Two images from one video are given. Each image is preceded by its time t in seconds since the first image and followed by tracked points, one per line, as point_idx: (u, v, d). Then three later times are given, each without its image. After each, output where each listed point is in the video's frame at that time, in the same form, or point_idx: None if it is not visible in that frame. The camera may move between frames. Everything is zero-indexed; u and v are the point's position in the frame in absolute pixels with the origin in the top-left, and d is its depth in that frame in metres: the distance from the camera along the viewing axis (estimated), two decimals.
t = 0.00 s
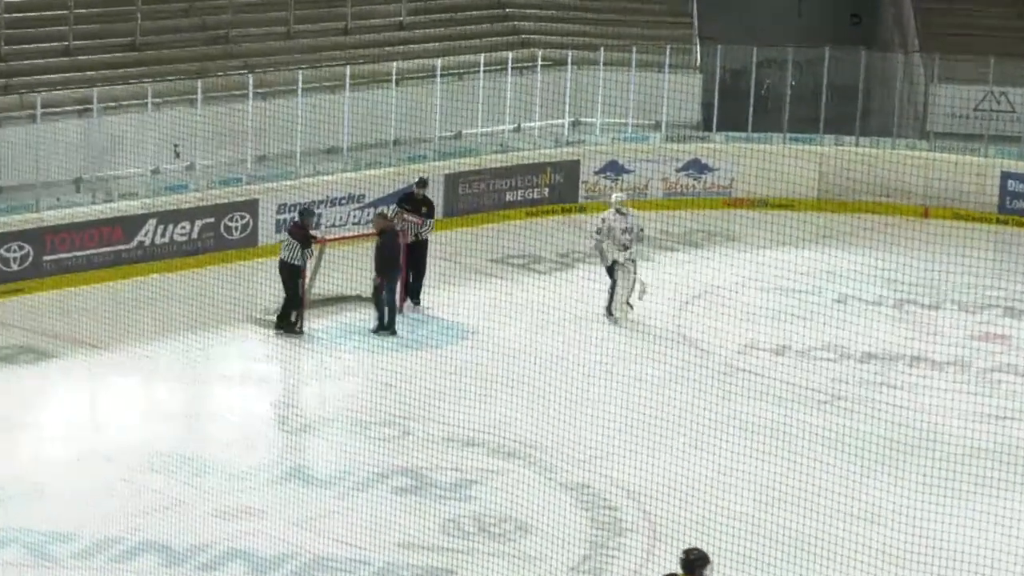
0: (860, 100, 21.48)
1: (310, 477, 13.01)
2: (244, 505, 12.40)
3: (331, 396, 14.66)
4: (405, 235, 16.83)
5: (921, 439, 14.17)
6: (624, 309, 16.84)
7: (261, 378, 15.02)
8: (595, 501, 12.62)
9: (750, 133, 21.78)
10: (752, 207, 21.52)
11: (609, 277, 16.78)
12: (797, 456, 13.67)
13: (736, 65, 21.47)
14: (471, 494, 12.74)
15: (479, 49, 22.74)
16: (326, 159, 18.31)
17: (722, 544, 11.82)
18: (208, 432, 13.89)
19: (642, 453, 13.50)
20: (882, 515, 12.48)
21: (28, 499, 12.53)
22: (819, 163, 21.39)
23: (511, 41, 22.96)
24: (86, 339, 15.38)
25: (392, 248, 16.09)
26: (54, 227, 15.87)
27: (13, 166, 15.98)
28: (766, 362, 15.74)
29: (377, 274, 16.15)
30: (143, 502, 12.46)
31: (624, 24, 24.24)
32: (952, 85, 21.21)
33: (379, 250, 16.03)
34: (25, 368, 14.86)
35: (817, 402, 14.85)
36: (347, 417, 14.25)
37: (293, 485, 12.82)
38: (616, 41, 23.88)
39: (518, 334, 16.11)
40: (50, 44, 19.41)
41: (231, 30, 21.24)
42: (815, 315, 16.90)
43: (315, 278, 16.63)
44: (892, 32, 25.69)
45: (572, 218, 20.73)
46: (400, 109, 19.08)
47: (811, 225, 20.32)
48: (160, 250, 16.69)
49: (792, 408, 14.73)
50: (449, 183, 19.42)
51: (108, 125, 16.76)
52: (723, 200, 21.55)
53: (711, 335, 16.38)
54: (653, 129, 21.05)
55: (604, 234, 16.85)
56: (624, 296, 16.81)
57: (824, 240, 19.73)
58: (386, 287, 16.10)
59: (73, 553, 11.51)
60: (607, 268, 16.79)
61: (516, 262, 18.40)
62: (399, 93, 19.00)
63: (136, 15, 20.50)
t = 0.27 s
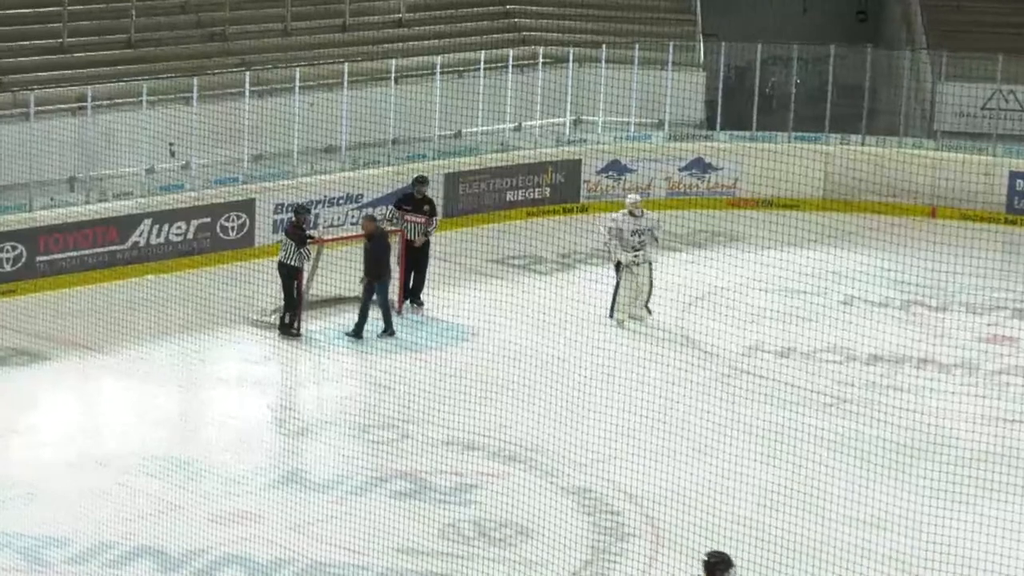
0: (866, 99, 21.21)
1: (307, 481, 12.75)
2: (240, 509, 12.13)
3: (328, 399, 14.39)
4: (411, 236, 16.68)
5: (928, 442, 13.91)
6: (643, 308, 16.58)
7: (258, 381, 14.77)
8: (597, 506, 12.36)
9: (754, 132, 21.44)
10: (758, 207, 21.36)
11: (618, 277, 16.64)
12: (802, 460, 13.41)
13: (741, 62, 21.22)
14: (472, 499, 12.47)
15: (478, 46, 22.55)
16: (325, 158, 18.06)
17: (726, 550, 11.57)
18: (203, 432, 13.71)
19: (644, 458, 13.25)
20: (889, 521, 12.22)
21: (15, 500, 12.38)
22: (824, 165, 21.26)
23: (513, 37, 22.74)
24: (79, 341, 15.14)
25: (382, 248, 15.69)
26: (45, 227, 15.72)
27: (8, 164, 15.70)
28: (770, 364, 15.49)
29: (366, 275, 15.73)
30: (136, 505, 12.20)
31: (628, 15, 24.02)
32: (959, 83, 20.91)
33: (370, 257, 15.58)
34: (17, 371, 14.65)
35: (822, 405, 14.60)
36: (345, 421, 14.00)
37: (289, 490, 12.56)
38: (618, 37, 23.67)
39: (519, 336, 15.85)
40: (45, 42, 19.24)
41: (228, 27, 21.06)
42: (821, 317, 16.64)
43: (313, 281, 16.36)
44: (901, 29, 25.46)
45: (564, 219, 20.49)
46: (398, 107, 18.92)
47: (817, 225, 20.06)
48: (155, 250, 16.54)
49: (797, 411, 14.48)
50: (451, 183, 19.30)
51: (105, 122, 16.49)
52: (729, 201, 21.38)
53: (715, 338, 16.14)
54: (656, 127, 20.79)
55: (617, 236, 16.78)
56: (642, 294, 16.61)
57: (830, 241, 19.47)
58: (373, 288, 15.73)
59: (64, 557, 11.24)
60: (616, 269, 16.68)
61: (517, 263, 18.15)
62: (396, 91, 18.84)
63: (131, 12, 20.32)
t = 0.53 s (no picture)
0: (874, 98, 20.94)
1: (304, 487, 12.46)
2: (235, 515, 11.84)
3: (325, 404, 14.11)
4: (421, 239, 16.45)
5: (937, 448, 13.62)
6: (660, 318, 16.28)
7: (255, 385, 14.46)
8: (599, 512, 12.08)
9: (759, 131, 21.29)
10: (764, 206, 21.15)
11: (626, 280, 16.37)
12: (808, 465, 13.13)
13: (745, 60, 21.12)
14: (473, 505, 12.17)
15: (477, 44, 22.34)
16: (323, 157, 17.79)
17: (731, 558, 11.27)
18: (200, 438, 13.37)
19: (647, 462, 12.96)
20: (897, 528, 11.93)
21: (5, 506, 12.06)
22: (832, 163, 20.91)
23: (513, 35, 22.52)
24: (72, 343, 14.86)
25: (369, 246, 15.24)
26: (39, 228, 15.44)
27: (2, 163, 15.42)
28: (777, 368, 15.21)
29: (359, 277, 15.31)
30: (130, 510, 11.91)
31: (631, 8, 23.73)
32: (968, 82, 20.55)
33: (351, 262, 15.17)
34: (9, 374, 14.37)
35: (828, 409, 14.32)
36: (342, 425, 13.71)
37: (285, 496, 12.27)
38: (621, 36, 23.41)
39: (520, 338, 15.56)
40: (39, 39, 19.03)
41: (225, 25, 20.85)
42: (828, 320, 16.37)
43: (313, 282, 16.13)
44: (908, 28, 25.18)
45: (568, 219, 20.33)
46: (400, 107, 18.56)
47: (823, 227, 19.78)
48: (150, 251, 16.27)
49: (804, 415, 14.19)
50: (452, 182, 19.12)
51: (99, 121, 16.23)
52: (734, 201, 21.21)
53: (720, 341, 15.87)
54: (661, 127, 20.57)
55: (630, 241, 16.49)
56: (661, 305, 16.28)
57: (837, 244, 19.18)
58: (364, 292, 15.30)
59: (57, 564, 10.94)
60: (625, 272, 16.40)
61: (519, 265, 17.87)
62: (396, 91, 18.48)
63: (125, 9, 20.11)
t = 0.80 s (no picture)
0: (881, 96, 20.70)
1: (304, 491, 12.30)
2: (235, 519, 11.68)
3: (325, 406, 13.96)
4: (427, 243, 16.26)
5: (944, 450, 13.47)
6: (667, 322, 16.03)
7: (253, 387, 14.33)
8: (603, 515, 11.93)
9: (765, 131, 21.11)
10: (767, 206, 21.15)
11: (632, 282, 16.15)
12: (813, 467, 12.97)
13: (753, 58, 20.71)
14: (476, 508, 12.01)
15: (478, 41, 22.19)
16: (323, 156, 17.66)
17: (735, 561, 11.13)
18: (199, 440, 13.23)
19: (650, 463, 12.81)
20: (904, 531, 11.78)
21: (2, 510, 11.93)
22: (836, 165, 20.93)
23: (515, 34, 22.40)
24: (68, 345, 14.71)
25: (365, 247, 14.85)
26: (38, 229, 15.32)
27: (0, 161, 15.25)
28: (781, 369, 15.06)
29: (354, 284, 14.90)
30: (129, 514, 11.74)
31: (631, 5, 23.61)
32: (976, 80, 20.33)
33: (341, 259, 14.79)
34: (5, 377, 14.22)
35: (833, 411, 14.17)
36: (342, 427, 13.56)
37: (285, 500, 12.11)
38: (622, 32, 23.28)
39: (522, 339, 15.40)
40: (36, 38, 18.89)
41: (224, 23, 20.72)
42: (832, 322, 16.23)
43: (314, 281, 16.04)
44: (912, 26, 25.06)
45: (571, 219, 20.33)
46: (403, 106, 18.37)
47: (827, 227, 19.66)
48: (147, 252, 16.22)
49: (808, 417, 14.04)
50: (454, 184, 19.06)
51: (97, 120, 16.09)
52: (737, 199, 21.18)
53: (723, 342, 15.74)
54: (664, 127, 20.40)
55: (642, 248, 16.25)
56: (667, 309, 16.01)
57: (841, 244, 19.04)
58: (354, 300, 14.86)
59: (56, 568, 10.77)
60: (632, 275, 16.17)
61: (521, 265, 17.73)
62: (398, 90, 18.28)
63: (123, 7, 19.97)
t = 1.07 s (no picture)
0: (881, 103, 20.72)
1: (305, 497, 12.29)
2: (236, 524, 11.67)
3: (325, 412, 13.95)
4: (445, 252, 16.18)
5: (944, 457, 13.45)
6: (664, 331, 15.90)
7: (255, 393, 14.29)
8: (603, 522, 11.92)
9: (765, 136, 21.04)
10: (769, 213, 21.06)
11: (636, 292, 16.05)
12: (814, 473, 12.97)
13: (750, 65, 20.74)
14: (477, 515, 12.00)
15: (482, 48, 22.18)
16: (324, 162, 17.69)
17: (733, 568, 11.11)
18: (200, 448, 13.19)
19: (650, 469, 12.81)
20: (903, 539, 11.76)
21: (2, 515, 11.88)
22: (838, 169, 20.79)
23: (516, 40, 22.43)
24: (69, 350, 14.71)
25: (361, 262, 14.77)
26: (39, 236, 15.25)
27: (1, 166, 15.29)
28: (782, 376, 15.05)
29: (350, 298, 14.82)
30: (130, 518, 11.73)
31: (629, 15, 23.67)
32: (977, 87, 20.35)
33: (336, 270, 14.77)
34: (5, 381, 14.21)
35: (834, 418, 14.15)
36: (343, 433, 13.55)
37: (285, 506, 12.11)
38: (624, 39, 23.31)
39: (522, 347, 15.39)
40: (37, 44, 18.92)
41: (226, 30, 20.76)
42: (833, 329, 16.22)
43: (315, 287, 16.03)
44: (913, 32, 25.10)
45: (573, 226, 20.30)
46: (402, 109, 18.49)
47: (827, 235, 19.63)
48: (149, 258, 16.11)
49: (809, 424, 14.02)
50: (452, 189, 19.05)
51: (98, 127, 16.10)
52: (739, 207, 21.10)
53: (723, 348, 15.73)
54: (665, 134, 20.39)
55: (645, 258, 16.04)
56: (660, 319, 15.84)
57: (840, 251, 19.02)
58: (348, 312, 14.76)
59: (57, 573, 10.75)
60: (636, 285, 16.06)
61: (520, 272, 17.73)
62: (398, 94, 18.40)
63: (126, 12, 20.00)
